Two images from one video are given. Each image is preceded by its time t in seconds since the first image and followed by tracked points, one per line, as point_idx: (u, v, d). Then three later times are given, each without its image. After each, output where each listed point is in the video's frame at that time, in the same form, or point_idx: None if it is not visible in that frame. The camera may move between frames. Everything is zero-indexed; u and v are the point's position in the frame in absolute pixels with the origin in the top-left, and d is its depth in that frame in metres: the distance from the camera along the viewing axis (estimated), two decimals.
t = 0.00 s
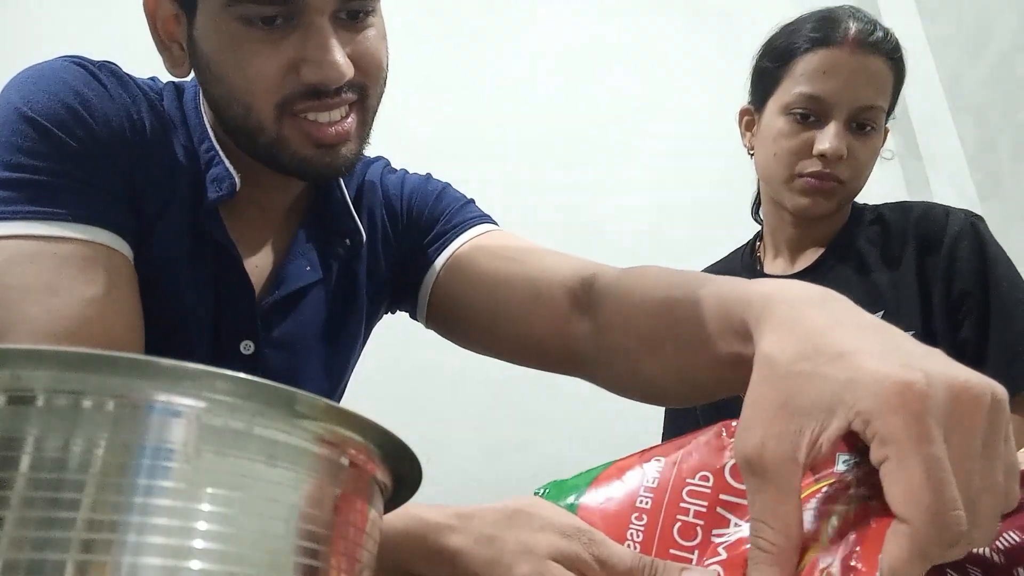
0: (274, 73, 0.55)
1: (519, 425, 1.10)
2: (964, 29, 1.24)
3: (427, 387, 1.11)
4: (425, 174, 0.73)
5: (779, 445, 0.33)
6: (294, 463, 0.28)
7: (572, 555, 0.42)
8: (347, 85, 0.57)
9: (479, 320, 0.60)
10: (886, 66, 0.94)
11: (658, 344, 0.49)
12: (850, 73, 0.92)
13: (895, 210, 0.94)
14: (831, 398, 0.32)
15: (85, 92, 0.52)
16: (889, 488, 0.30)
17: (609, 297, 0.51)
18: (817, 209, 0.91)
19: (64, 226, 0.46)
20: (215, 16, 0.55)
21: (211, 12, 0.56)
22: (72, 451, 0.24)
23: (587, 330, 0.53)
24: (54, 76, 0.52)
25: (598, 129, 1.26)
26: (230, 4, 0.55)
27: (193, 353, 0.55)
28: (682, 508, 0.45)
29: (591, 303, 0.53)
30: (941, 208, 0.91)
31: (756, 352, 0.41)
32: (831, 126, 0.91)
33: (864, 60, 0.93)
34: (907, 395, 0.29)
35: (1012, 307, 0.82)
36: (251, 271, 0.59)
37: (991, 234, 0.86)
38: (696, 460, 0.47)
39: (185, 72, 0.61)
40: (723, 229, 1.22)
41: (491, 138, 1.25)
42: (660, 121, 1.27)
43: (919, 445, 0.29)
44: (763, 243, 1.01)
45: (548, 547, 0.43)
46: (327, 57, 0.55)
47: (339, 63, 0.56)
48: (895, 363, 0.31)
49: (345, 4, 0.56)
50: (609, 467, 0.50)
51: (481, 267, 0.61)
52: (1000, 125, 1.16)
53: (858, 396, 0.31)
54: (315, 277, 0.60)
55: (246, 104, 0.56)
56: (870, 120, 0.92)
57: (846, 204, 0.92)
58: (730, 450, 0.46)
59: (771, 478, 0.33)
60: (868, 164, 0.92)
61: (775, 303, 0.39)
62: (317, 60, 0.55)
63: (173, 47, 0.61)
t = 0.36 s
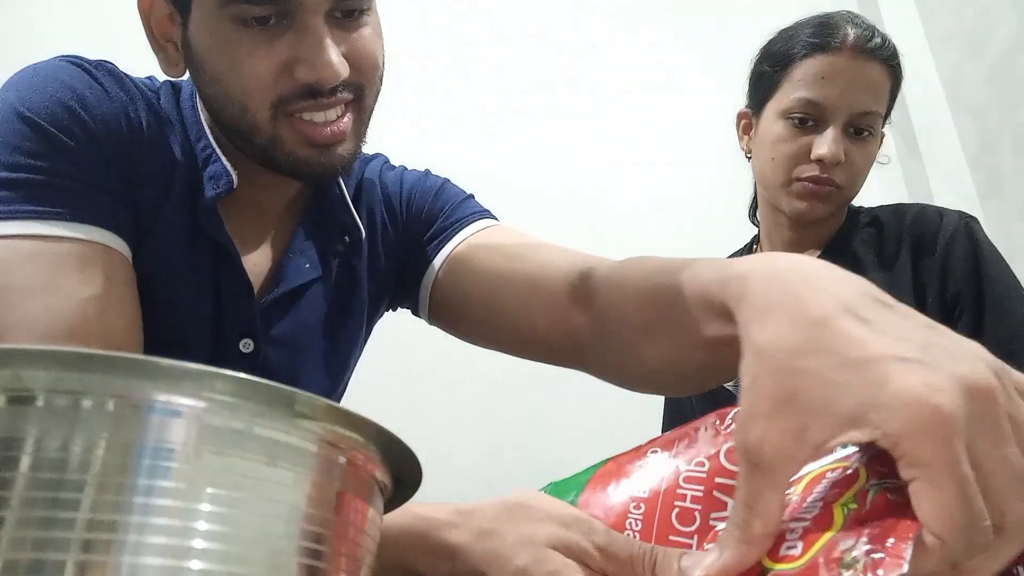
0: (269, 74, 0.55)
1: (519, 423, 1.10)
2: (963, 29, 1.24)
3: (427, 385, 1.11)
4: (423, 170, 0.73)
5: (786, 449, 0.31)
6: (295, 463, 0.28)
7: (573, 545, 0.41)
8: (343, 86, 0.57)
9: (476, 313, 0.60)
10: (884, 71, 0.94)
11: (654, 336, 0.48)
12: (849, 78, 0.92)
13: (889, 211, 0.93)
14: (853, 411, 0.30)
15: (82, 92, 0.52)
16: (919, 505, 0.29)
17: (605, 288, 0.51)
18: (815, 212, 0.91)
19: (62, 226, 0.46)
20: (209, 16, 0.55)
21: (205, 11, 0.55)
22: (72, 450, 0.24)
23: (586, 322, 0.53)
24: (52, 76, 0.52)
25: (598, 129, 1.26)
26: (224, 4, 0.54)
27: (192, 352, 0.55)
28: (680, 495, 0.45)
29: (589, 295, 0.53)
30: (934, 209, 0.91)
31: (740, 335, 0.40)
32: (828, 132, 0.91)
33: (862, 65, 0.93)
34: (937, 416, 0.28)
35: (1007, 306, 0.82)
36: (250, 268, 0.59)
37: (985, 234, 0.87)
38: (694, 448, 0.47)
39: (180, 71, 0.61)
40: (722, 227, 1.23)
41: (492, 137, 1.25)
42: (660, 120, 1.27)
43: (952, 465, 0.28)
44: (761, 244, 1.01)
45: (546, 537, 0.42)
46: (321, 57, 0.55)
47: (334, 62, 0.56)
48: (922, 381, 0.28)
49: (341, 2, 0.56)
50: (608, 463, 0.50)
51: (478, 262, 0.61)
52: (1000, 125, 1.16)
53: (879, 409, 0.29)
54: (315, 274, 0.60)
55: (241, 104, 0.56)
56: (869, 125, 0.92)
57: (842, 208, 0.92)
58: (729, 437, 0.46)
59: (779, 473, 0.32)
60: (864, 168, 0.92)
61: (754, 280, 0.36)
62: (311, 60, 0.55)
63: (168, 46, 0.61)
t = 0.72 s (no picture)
0: (269, 75, 0.55)
1: (519, 424, 1.10)
2: (964, 28, 1.24)
3: (427, 386, 1.11)
4: (423, 170, 0.73)
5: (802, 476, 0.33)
6: (295, 463, 0.28)
7: (572, 562, 0.42)
8: (344, 88, 0.57)
9: (475, 316, 0.60)
10: (884, 70, 0.94)
11: (659, 344, 0.49)
12: (849, 78, 0.92)
13: (890, 211, 0.93)
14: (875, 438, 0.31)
15: (82, 91, 0.52)
16: (896, 533, 0.30)
17: (608, 294, 0.51)
18: (815, 211, 0.91)
19: (62, 225, 0.46)
20: (210, 17, 0.55)
21: (206, 12, 0.56)
22: (73, 450, 0.24)
23: (585, 327, 0.53)
24: (52, 75, 0.52)
25: (597, 129, 1.26)
26: (224, 5, 0.55)
27: (192, 352, 0.55)
28: (678, 515, 0.45)
29: (589, 301, 0.53)
30: (935, 208, 0.91)
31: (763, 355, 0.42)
32: (829, 130, 0.91)
33: (862, 65, 0.93)
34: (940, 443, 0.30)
35: (1006, 307, 0.82)
36: (250, 269, 0.59)
37: (985, 233, 0.87)
38: (696, 463, 0.47)
39: (180, 72, 0.61)
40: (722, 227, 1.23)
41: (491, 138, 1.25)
42: (660, 121, 1.27)
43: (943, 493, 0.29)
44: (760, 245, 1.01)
45: (548, 553, 0.43)
46: (322, 59, 0.55)
47: (335, 63, 0.55)
48: (949, 425, 0.30)
49: (342, 3, 0.56)
50: (608, 473, 0.50)
51: (478, 267, 0.61)
52: (1000, 124, 1.16)
53: (897, 444, 0.31)
54: (314, 273, 0.60)
55: (241, 106, 0.56)
56: (869, 124, 0.93)
57: (842, 208, 0.92)
58: (729, 453, 0.46)
59: (787, 498, 0.33)
60: (865, 168, 0.92)
61: (783, 312, 0.39)
62: (311, 61, 0.55)
63: (168, 46, 0.61)
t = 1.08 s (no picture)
0: (270, 77, 0.55)
1: (518, 424, 1.10)
2: (964, 28, 1.24)
3: (426, 386, 1.11)
4: (424, 171, 0.73)
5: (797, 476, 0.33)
6: (295, 463, 0.28)
7: (569, 563, 0.42)
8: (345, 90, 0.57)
9: (475, 318, 0.60)
10: (887, 69, 0.94)
11: (657, 347, 0.49)
12: (852, 76, 0.92)
13: (891, 211, 0.93)
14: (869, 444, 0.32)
15: (81, 91, 0.52)
16: (888, 533, 0.31)
17: (607, 298, 0.51)
18: (816, 210, 0.91)
19: (62, 225, 0.46)
20: (211, 18, 0.55)
21: (207, 12, 0.56)
22: (73, 450, 0.24)
23: (585, 332, 0.53)
24: (51, 75, 0.52)
25: (597, 128, 1.26)
26: (224, 5, 0.55)
27: (191, 353, 0.55)
28: (676, 512, 0.45)
29: (588, 305, 0.53)
30: (935, 208, 0.91)
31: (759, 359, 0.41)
32: (831, 128, 0.91)
33: (866, 64, 0.93)
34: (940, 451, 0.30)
35: (1006, 307, 0.82)
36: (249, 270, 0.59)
37: (986, 233, 0.86)
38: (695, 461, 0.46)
39: (179, 73, 0.61)
40: (721, 227, 1.23)
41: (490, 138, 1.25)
42: (660, 121, 1.27)
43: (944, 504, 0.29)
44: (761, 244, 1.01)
45: (546, 554, 0.43)
46: (322, 60, 0.55)
47: (335, 64, 0.55)
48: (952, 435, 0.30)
49: (343, 4, 0.56)
50: (607, 469, 0.50)
51: (479, 268, 0.61)
52: (1000, 124, 1.15)
53: (895, 448, 0.31)
54: (313, 275, 0.60)
55: (242, 108, 0.56)
56: (871, 122, 0.93)
57: (843, 208, 0.92)
58: (728, 450, 0.46)
59: (783, 504, 0.33)
60: (866, 167, 0.92)
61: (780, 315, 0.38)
62: (312, 62, 0.55)
63: (168, 48, 0.61)
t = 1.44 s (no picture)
0: (270, 79, 0.55)
1: (518, 424, 1.10)
2: (964, 28, 1.24)
3: (426, 386, 1.12)
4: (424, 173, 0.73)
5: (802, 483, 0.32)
6: (294, 463, 0.28)
7: (568, 565, 0.42)
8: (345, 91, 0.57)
9: (475, 320, 0.60)
10: (887, 65, 0.94)
11: (655, 354, 0.48)
12: (853, 72, 0.92)
13: (893, 211, 0.93)
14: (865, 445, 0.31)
15: (81, 92, 0.52)
16: (887, 527, 0.30)
17: (606, 304, 0.51)
18: (817, 206, 0.90)
19: (62, 225, 0.46)
20: (212, 19, 0.55)
21: (207, 12, 0.56)
22: (72, 450, 0.24)
23: (583, 337, 0.53)
24: (51, 76, 0.52)
25: (597, 129, 1.26)
26: (223, 7, 0.55)
27: (191, 354, 0.55)
28: (673, 509, 0.45)
29: (587, 310, 0.53)
30: (937, 208, 0.91)
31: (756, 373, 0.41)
32: (832, 122, 0.91)
33: (866, 60, 0.93)
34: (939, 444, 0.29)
35: (1008, 307, 0.82)
36: (247, 270, 0.59)
37: (987, 233, 0.86)
38: (693, 459, 0.47)
39: (179, 74, 0.61)
40: (721, 225, 1.22)
41: (490, 138, 1.25)
42: (660, 122, 1.27)
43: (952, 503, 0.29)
44: (762, 244, 1.01)
45: (543, 554, 0.43)
46: (322, 62, 0.55)
47: (335, 66, 0.55)
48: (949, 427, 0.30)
49: (343, 5, 0.56)
50: (606, 467, 0.50)
51: (480, 268, 0.61)
52: (1000, 124, 1.15)
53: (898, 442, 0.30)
54: (313, 276, 0.60)
55: (241, 110, 0.56)
56: (871, 117, 0.93)
57: (843, 207, 0.92)
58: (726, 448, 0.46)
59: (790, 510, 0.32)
60: (867, 163, 0.92)
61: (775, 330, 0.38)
62: (312, 64, 0.55)
63: (166, 48, 0.61)
